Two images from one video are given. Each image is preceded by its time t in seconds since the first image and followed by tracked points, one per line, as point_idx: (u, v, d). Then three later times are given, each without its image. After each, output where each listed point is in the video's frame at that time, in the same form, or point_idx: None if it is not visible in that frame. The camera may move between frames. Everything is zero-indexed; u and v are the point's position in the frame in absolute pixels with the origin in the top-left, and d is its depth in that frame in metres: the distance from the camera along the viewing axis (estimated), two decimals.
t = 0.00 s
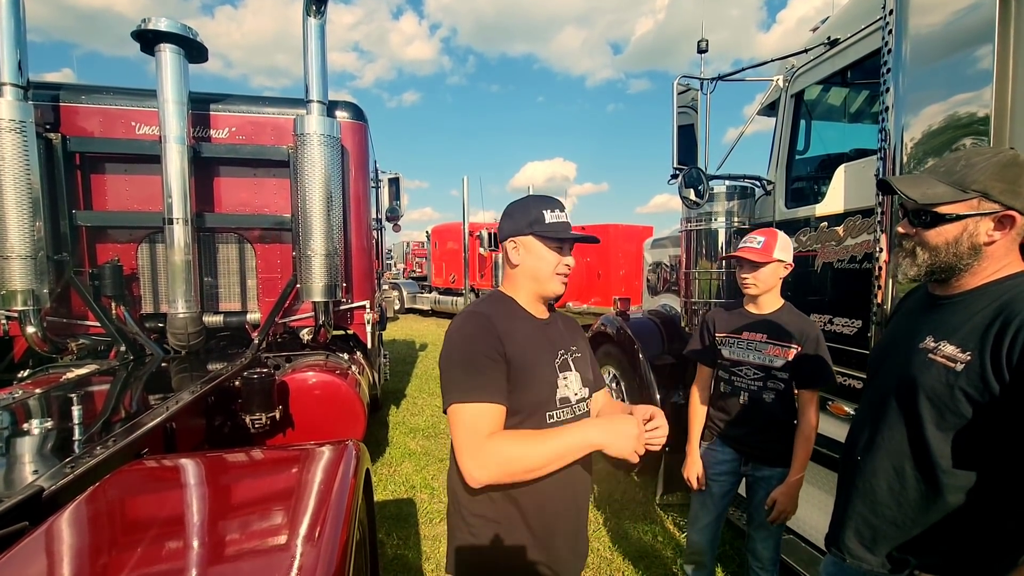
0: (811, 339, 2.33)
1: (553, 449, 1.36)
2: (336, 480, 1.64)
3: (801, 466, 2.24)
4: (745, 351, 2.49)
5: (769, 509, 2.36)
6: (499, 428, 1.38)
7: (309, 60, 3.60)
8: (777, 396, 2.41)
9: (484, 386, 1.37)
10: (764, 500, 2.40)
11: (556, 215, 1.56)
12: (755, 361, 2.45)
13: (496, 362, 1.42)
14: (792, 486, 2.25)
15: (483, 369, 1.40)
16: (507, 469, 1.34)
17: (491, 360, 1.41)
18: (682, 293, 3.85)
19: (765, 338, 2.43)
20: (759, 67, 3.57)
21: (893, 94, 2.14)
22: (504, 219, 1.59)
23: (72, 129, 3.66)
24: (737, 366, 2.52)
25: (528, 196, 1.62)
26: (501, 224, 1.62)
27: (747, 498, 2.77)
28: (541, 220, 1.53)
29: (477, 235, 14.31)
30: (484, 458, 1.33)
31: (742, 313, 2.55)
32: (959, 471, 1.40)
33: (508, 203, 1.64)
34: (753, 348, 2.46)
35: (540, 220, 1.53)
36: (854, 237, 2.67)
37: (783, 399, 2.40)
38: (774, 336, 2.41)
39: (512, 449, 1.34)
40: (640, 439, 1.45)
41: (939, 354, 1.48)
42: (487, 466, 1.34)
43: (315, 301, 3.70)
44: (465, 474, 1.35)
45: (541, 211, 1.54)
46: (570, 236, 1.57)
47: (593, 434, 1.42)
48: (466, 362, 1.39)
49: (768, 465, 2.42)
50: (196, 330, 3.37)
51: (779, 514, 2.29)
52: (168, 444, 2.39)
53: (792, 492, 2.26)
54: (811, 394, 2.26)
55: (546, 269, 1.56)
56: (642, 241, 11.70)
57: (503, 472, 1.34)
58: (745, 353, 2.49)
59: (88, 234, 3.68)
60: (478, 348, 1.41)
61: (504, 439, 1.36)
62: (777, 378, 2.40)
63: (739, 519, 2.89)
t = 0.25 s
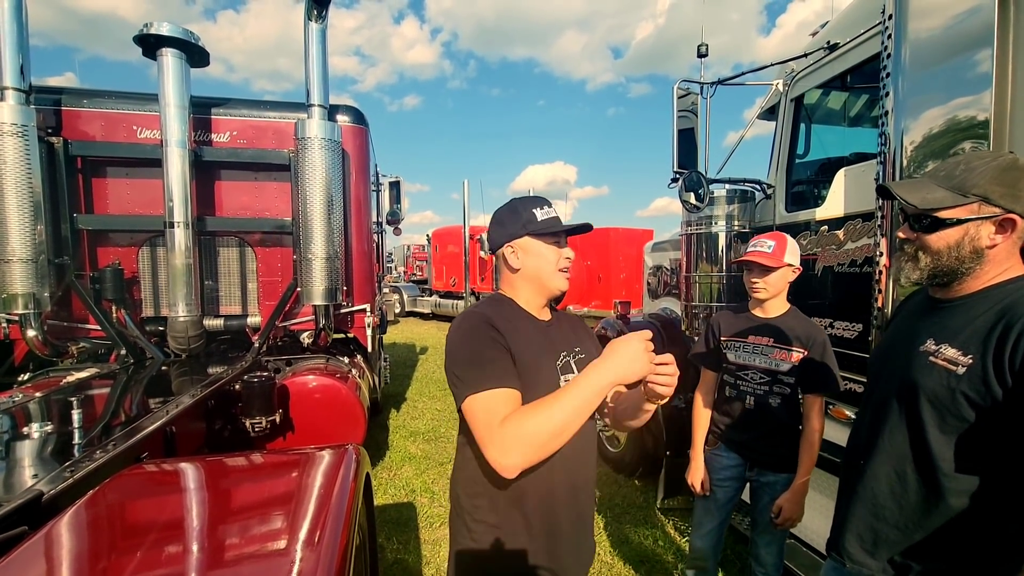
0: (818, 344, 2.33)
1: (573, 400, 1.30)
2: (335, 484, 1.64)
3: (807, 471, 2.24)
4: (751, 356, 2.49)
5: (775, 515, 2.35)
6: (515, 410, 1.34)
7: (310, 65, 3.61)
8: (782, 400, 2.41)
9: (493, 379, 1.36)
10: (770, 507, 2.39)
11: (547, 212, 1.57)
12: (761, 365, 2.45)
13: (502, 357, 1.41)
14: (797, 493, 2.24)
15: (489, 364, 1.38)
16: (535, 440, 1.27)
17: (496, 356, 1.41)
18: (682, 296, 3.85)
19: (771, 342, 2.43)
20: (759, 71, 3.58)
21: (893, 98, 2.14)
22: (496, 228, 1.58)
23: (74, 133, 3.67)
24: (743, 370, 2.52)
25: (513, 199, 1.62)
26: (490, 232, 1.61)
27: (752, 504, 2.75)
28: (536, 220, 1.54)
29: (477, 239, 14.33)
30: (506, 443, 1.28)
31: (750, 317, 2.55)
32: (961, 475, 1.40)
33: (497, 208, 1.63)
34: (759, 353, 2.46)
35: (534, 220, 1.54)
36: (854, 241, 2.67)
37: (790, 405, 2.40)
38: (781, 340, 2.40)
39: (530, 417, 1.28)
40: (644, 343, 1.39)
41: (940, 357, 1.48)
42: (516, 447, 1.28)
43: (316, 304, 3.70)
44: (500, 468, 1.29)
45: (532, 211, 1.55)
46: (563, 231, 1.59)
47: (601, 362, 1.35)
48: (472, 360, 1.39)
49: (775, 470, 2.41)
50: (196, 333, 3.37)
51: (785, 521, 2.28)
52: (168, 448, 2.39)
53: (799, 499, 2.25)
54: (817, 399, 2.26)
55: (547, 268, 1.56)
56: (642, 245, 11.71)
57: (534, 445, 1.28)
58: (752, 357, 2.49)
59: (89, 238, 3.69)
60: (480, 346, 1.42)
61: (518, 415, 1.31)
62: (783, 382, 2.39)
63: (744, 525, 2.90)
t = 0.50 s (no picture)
0: (824, 348, 2.33)
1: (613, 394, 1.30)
2: (336, 485, 1.64)
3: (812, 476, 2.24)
4: (757, 359, 2.50)
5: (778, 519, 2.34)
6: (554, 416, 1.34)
7: (311, 67, 3.62)
8: (788, 404, 2.41)
9: (524, 383, 1.36)
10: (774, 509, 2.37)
11: (557, 214, 1.57)
12: (768, 369, 2.45)
13: (526, 359, 1.41)
14: (801, 497, 2.24)
15: (514, 367, 1.37)
16: (584, 441, 1.29)
17: (520, 358, 1.40)
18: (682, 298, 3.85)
19: (778, 345, 2.43)
20: (758, 73, 3.59)
21: (892, 100, 2.15)
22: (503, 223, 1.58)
23: (75, 135, 3.68)
24: (749, 373, 2.52)
25: (527, 196, 1.62)
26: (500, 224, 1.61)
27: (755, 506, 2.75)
28: (544, 220, 1.53)
29: (477, 240, 14.34)
30: (552, 449, 1.28)
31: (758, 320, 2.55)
32: (960, 477, 1.41)
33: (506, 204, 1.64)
34: (766, 356, 2.47)
35: (542, 221, 1.53)
36: (854, 243, 2.67)
37: (795, 408, 2.40)
38: (787, 343, 2.41)
39: (575, 420, 1.29)
40: (670, 323, 1.40)
41: (938, 359, 1.48)
42: (563, 454, 1.28)
43: (316, 306, 3.71)
44: (549, 475, 1.29)
45: (541, 211, 1.55)
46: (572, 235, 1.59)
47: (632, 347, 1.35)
48: (495, 363, 1.37)
49: (779, 474, 2.43)
50: (197, 335, 3.38)
51: (789, 525, 2.27)
52: (169, 450, 2.40)
53: (802, 503, 2.25)
54: (823, 403, 2.27)
55: (551, 271, 1.56)
56: (642, 246, 11.72)
57: (581, 447, 1.29)
58: (758, 360, 2.49)
59: (90, 239, 3.70)
60: (502, 349, 1.40)
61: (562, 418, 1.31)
62: (789, 386, 2.40)
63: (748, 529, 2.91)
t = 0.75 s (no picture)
0: (831, 350, 2.32)
1: (630, 405, 1.34)
2: (336, 485, 1.64)
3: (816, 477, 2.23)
4: (763, 359, 2.48)
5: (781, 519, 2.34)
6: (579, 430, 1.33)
7: (311, 66, 3.62)
8: (793, 405, 2.41)
9: (555, 393, 1.32)
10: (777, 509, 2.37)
11: (594, 222, 1.55)
12: (774, 369, 2.44)
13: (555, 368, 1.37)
14: (804, 497, 2.24)
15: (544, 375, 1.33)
16: (608, 455, 1.32)
17: (550, 366, 1.36)
18: (682, 297, 3.85)
19: (785, 346, 2.41)
20: (758, 72, 3.59)
21: (893, 99, 2.15)
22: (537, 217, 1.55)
23: (75, 134, 3.68)
24: (755, 373, 2.51)
25: (566, 196, 1.60)
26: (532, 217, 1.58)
27: (757, 506, 2.75)
28: (580, 225, 1.51)
29: (477, 240, 14.35)
30: (581, 465, 1.29)
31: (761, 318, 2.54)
32: (966, 476, 1.40)
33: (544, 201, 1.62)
34: (772, 356, 2.45)
35: (578, 225, 1.51)
36: (855, 242, 2.67)
37: (800, 408, 2.41)
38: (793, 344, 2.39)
39: (603, 436, 1.31)
40: (677, 333, 1.44)
41: (943, 358, 1.48)
42: (588, 471, 1.30)
43: (317, 305, 3.70)
44: (574, 492, 1.30)
45: (579, 214, 1.52)
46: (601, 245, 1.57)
47: (642, 356, 1.40)
48: (523, 371, 1.32)
49: (783, 473, 2.42)
50: (196, 334, 3.37)
51: (791, 525, 2.27)
52: (169, 449, 2.40)
53: (805, 503, 2.24)
54: (828, 405, 2.27)
55: (575, 279, 1.55)
56: (642, 246, 11.72)
57: (604, 462, 1.32)
58: (764, 360, 2.48)
59: (90, 238, 3.69)
60: (532, 355, 1.35)
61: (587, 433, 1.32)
62: (794, 387, 2.39)
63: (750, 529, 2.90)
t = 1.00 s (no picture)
0: (839, 351, 2.31)
1: (638, 433, 1.36)
2: (337, 484, 1.63)
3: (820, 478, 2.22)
4: (769, 358, 2.48)
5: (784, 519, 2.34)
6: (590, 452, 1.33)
7: (312, 64, 3.61)
8: (798, 404, 2.42)
9: (572, 408, 1.31)
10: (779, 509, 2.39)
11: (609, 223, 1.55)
12: (780, 368, 2.44)
13: (572, 381, 1.35)
14: (808, 497, 2.23)
15: (562, 390, 1.31)
16: (614, 479, 1.34)
17: (567, 378, 1.34)
18: (683, 296, 3.84)
19: (792, 345, 2.41)
20: (760, 71, 3.58)
21: (896, 98, 2.14)
22: (559, 225, 1.48)
23: (76, 131, 3.67)
24: (760, 372, 2.51)
25: (575, 194, 1.55)
26: (548, 221, 1.49)
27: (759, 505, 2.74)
28: (603, 231, 1.51)
29: (477, 239, 14.35)
30: (588, 487, 1.30)
31: (765, 318, 2.54)
32: (972, 474, 1.39)
33: (552, 199, 1.54)
34: (779, 355, 2.45)
35: (602, 233, 1.51)
36: (856, 241, 2.66)
37: (805, 407, 2.41)
38: (800, 343, 2.39)
39: (611, 460, 1.32)
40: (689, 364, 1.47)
41: (947, 356, 1.47)
42: (594, 493, 1.31)
43: (317, 303, 3.70)
44: (578, 513, 1.31)
45: (601, 220, 1.51)
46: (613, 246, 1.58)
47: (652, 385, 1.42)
48: (542, 385, 1.30)
49: (787, 472, 2.43)
50: (197, 332, 3.37)
51: (794, 524, 2.27)
52: (169, 448, 2.39)
53: (809, 502, 2.24)
54: (834, 406, 2.26)
55: (595, 285, 1.56)
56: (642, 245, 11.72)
57: (610, 485, 1.33)
58: (770, 359, 2.47)
59: (91, 236, 3.69)
60: (551, 367, 1.32)
61: (596, 455, 1.33)
62: (800, 387, 2.40)
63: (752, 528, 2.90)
